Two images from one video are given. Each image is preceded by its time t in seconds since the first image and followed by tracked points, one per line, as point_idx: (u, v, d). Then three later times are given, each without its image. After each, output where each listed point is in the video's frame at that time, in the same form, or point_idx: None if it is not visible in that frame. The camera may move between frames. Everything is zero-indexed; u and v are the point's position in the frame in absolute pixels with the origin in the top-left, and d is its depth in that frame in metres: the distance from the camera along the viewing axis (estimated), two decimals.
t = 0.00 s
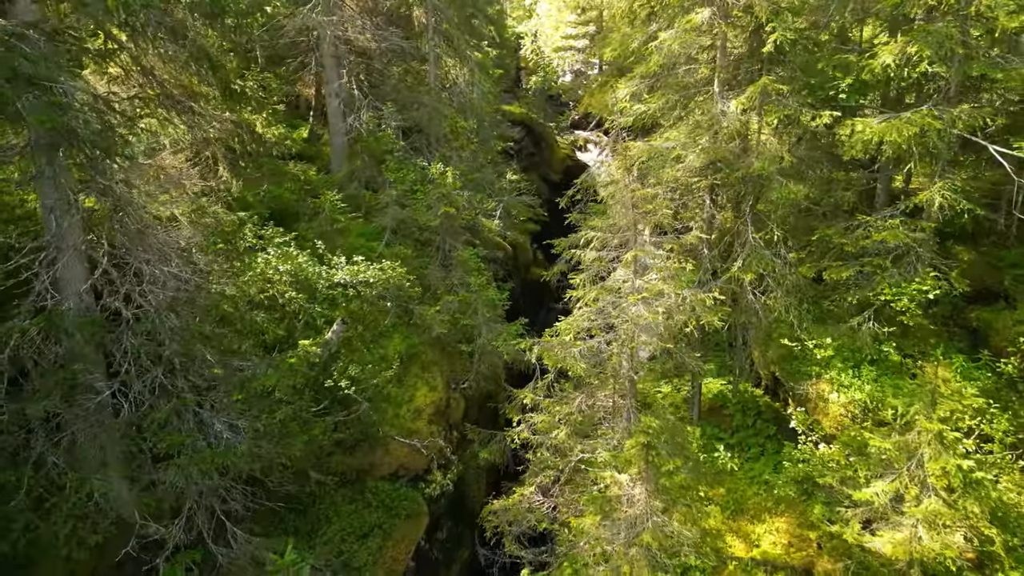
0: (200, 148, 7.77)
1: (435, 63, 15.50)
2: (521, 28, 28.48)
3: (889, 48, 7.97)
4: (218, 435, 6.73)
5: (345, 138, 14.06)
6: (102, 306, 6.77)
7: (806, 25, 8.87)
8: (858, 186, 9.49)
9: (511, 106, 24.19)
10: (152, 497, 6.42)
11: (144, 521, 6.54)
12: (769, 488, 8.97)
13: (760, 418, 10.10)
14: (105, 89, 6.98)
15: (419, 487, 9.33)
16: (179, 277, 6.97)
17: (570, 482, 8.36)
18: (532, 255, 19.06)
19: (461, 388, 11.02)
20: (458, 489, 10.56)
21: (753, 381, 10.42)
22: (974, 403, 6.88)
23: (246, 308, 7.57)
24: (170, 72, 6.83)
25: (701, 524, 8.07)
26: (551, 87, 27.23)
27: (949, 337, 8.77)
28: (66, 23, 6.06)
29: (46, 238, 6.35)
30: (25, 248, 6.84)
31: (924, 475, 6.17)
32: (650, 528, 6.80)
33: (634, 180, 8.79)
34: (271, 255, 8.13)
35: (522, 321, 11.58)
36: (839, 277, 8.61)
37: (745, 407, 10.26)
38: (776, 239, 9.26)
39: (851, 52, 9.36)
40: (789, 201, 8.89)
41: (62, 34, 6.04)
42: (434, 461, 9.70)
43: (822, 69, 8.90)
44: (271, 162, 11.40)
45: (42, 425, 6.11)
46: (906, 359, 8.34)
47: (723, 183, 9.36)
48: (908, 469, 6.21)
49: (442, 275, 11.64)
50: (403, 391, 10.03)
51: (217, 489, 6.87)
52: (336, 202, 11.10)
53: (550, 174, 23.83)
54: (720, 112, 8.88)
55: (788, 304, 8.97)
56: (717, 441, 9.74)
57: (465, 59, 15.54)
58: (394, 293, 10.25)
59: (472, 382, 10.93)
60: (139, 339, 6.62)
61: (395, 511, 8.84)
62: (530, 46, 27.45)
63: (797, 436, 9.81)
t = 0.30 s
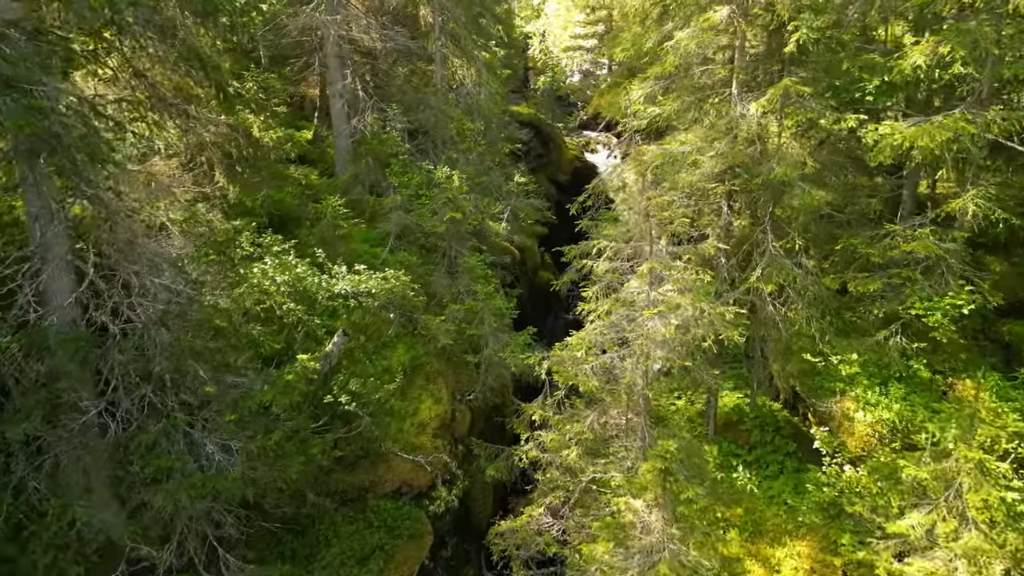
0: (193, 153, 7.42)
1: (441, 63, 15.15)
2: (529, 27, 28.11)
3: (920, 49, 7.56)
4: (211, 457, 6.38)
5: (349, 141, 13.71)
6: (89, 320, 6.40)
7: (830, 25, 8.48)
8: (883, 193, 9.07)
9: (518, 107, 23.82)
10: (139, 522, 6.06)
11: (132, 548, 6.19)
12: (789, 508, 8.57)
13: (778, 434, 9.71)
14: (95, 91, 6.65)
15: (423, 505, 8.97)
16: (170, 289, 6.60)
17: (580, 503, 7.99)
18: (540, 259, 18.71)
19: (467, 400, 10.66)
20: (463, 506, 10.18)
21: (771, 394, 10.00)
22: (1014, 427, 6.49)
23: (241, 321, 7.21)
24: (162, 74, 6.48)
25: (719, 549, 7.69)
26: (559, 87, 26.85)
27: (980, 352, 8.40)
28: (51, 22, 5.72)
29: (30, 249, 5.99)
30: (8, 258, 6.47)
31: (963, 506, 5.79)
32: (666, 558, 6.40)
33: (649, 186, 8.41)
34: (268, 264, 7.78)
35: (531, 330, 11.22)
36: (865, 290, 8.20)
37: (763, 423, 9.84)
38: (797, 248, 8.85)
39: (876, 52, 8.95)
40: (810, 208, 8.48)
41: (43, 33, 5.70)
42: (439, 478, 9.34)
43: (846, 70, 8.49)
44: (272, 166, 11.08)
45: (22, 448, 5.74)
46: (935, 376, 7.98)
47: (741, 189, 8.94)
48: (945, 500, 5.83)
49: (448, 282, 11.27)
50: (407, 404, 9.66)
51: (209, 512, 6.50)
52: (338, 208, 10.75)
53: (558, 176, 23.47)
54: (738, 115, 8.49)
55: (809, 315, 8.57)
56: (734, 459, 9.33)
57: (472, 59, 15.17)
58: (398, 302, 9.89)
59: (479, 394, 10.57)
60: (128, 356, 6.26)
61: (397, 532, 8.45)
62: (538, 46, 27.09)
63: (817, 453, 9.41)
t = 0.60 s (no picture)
0: (185, 158, 7.02)
1: (447, 63, 14.78)
2: (536, 27, 27.76)
3: (953, 48, 7.14)
4: (200, 481, 5.97)
5: (353, 143, 13.35)
6: (73, 335, 6.02)
7: (855, 24, 8.08)
8: (910, 201, 8.64)
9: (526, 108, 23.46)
10: (123, 555, 5.66)
11: None
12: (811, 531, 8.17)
13: (797, 452, 9.29)
14: (82, 93, 6.31)
15: (426, 524, 8.60)
16: (160, 302, 6.23)
17: (591, 526, 7.59)
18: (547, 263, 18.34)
19: (473, 413, 10.28)
20: (469, 524, 9.80)
21: (790, 409, 9.59)
22: None
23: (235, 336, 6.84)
24: (152, 74, 6.14)
25: None
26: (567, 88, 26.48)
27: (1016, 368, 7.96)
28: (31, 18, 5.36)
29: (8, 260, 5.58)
30: None
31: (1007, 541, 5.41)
32: None
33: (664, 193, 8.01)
34: (263, 276, 7.42)
35: (539, 341, 10.85)
36: (892, 302, 7.77)
37: (782, 439, 9.42)
38: (820, 258, 8.43)
39: (903, 52, 8.53)
40: (835, 216, 8.06)
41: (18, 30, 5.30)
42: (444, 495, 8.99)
43: (872, 71, 8.08)
44: (273, 170, 10.73)
45: None
46: (966, 396, 7.75)
47: (761, 196, 8.53)
48: (987, 535, 5.47)
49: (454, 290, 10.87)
50: (411, 418, 9.29)
51: (198, 539, 6.10)
52: (340, 212, 10.39)
53: (566, 177, 23.10)
54: (758, 119, 8.09)
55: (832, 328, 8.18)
56: (752, 477, 8.92)
57: (479, 60, 14.80)
58: (401, 312, 9.52)
59: (485, 407, 10.20)
60: (113, 374, 5.85)
61: (399, 554, 8.11)
62: (546, 46, 26.70)
63: (840, 472, 8.99)
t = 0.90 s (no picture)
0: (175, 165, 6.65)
1: (453, 63, 14.40)
2: (544, 27, 27.37)
3: (989, 48, 6.70)
4: (187, 510, 5.61)
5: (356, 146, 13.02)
6: (54, 352, 5.66)
7: (881, 23, 7.67)
8: (938, 208, 8.21)
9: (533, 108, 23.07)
10: None
11: None
12: (833, 557, 7.75)
13: (816, 469, 8.89)
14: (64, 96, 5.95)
15: (429, 545, 8.23)
16: (147, 317, 5.87)
17: (602, 551, 7.21)
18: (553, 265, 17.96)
19: (478, 427, 9.90)
20: (474, 543, 9.38)
21: (810, 424, 9.18)
22: None
23: (226, 353, 6.49)
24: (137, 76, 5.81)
25: None
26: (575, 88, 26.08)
27: None
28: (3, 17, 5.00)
29: None
30: None
31: None
32: None
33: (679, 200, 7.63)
34: (257, 288, 7.06)
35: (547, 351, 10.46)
36: (921, 317, 7.36)
37: (801, 456, 9.01)
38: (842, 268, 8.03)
39: (932, 51, 8.12)
40: (859, 225, 7.65)
41: None
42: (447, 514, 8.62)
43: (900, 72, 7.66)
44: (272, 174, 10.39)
45: None
46: (999, 415, 7.36)
47: (781, 203, 8.12)
48: None
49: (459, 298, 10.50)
50: (413, 433, 8.92)
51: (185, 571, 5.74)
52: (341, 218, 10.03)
53: (574, 179, 22.70)
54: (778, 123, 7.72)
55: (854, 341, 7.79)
56: (769, 497, 8.54)
57: (485, 60, 14.42)
58: (403, 322, 9.15)
59: (491, 421, 9.82)
60: (94, 396, 5.49)
61: None
62: (553, 46, 26.27)
63: (861, 492, 8.57)
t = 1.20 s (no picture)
0: (164, 171, 6.27)
1: (459, 64, 14.03)
2: (551, 26, 27.02)
3: None
4: (172, 542, 5.30)
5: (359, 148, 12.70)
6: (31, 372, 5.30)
7: (910, 21, 7.27)
8: (969, 217, 7.79)
9: (540, 109, 22.67)
10: None
11: None
12: None
13: (838, 490, 8.46)
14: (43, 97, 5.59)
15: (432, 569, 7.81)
16: (131, 333, 5.55)
17: None
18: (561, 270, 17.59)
19: (483, 442, 9.52)
20: (479, 564, 8.82)
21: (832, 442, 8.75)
22: None
23: (216, 371, 6.06)
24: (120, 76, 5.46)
25: None
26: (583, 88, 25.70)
27: None
28: None
29: None
30: None
31: None
32: None
33: (697, 208, 7.25)
34: (250, 301, 6.57)
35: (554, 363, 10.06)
36: (954, 332, 6.96)
37: (822, 475, 8.59)
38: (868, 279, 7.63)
39: (963, 51, 7.71)
40: (888, 235, 7.22)
41: None
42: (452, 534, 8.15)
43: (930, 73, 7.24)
44: (272, 178, 10.06)
45: None
46: None
47: (802, 211, 7.70)
48: None
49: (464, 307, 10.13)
50: (416, 449, 8.53)
51: None
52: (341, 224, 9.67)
53: (581, 180, 22.31)
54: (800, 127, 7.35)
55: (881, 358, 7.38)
56: (790, 518, 8.11)
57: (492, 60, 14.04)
58: (406, 334, 8.78)
59: (497, 436, 9.43)
60: (73, 419, 5.11)
61: None
62: (560, 46, 25.89)
63: (886, 514, 8.15)
